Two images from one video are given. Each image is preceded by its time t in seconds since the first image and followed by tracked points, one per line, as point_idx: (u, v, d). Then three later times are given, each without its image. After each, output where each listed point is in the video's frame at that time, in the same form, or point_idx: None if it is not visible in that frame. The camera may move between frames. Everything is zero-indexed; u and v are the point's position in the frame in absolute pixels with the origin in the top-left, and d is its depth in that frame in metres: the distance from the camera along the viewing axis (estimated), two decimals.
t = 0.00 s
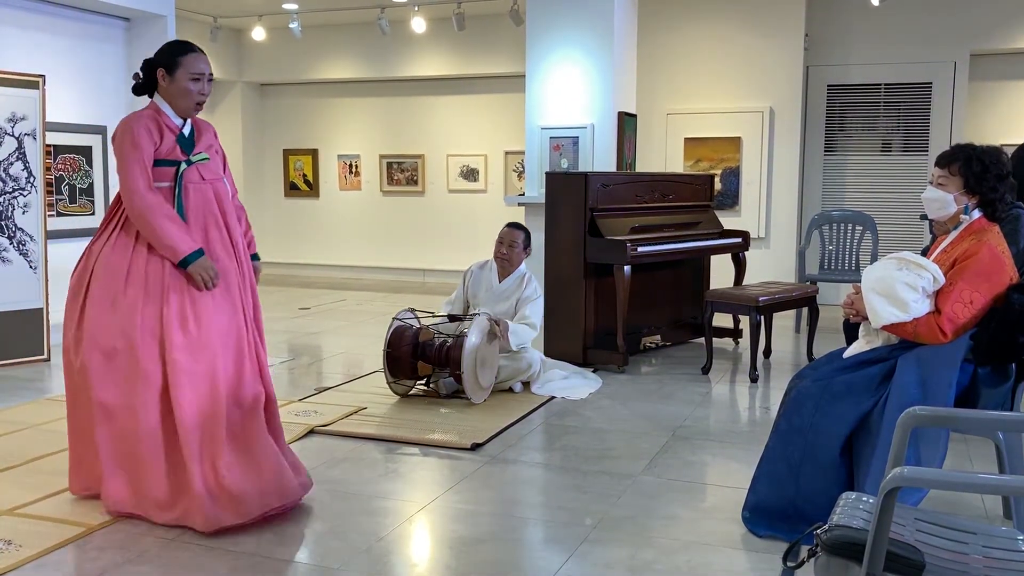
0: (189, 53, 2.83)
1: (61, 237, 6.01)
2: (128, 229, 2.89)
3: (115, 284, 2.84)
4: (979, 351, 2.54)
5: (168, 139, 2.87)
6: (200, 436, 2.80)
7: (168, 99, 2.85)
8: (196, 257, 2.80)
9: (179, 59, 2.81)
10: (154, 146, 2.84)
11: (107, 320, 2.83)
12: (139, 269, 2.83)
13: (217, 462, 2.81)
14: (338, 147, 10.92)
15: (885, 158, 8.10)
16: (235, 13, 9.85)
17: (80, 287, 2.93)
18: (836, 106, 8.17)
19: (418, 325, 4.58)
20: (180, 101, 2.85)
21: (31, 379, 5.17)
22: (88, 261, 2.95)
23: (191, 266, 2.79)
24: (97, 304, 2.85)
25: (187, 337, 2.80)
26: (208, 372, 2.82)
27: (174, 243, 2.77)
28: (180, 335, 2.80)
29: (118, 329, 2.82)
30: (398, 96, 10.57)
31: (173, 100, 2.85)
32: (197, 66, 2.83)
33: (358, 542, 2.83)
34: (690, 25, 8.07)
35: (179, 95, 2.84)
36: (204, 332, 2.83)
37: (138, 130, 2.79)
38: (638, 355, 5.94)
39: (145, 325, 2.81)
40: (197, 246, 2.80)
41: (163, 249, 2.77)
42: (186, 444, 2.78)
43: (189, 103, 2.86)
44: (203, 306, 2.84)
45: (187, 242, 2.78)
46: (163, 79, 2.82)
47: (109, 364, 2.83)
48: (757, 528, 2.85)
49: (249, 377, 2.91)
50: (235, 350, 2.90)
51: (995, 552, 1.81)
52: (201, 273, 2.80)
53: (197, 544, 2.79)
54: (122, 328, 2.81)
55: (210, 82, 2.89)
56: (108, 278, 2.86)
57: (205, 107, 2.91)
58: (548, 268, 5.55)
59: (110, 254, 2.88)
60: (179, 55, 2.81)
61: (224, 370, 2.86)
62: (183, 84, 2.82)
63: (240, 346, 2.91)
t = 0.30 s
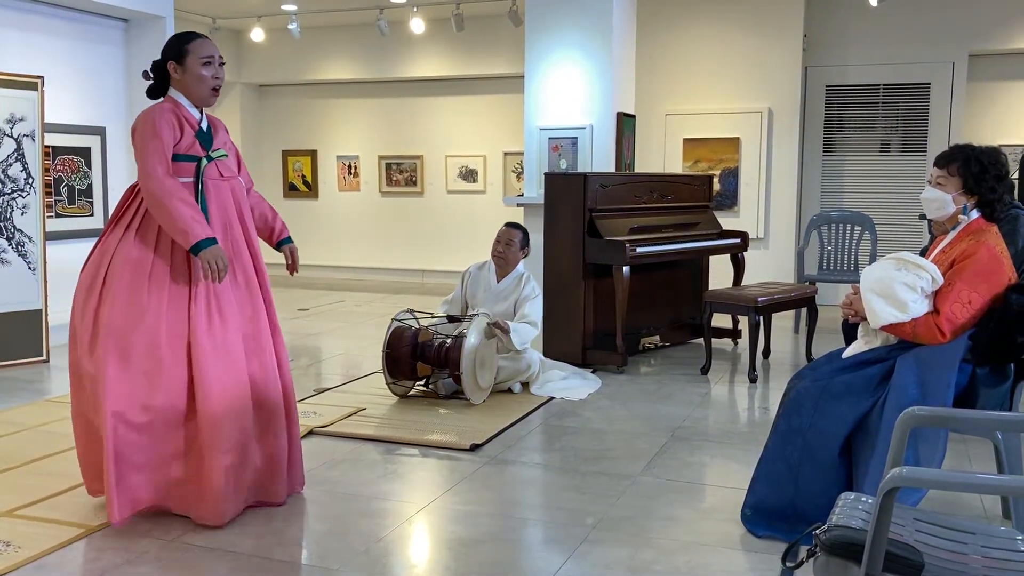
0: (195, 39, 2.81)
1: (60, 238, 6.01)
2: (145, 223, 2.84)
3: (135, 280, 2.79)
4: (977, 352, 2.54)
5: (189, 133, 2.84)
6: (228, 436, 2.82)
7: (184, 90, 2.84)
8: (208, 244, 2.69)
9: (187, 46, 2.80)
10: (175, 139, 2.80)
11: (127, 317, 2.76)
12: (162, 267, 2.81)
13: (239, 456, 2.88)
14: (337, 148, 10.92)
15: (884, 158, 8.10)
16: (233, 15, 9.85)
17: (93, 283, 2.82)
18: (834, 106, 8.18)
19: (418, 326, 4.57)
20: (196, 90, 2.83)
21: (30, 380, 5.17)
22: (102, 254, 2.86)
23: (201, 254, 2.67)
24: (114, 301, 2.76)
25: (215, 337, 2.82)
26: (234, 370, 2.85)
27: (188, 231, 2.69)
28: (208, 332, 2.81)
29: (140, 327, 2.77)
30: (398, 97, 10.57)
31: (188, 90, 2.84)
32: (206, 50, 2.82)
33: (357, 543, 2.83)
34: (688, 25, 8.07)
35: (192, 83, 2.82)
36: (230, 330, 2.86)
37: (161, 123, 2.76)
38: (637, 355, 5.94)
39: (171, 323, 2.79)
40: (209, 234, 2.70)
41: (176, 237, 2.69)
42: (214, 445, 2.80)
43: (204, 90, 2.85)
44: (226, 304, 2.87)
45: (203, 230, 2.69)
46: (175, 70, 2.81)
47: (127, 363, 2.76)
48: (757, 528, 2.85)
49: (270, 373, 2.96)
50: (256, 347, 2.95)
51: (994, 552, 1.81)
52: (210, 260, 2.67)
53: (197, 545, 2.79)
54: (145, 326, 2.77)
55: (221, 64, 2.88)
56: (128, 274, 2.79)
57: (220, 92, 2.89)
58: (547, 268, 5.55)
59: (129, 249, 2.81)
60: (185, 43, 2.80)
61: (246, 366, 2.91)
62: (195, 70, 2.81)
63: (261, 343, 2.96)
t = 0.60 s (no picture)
0: (198, 37, 2.79)
1: (58, 240, 6.01)
2: (149, 227, 2.78)
3: (140, 288, 2.72)
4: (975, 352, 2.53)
5: (196, 136, 2.81)
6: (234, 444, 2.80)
7: (191, 91, 2.81)
8: (208, 251, 2.63)
9: (190, 45, 2.78)
10: (182, 143, 2.77)
11: (132, 327, 2.70)
12: (170, 274, 2.76)
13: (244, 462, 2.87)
14: (335, 150, 10.92)
15: (882, 159, 8.11)
16: (231, 16, 9.84)
17: (94, 287, 2.75)
18: (833, 107, 8.19)
19: (416, 327, 4.57)
20: (204, 89, 2.81)
21: (27, 382, 5.15)
22: (104, 260, 2.78)
23: (201, 261, 2.62)
24: (118, 310, 2.70)
25: (221, 344, 2.80)
26: (239, 377, 2.83)
27: (190, 235, 2.64)
28: (213, 340, 2.78)
29: (145, 336, 2.71)
30: (396, 98, 10.57)
31: (196, 89, 2.81)
32: (210, 47, 2.80)
33: (356, 544, 2.83)
34: (686, 26, 8.07)
35: (199, 82, 2.80)
36: (235, 336, 2.84)
37: (168, 125, 2.73)
38: (636, 356, 5.94)
39: (177, 330, 2.75)
40: (210, 241, 2.65)
41: (177, 241, 2.64)
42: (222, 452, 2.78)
43: (212, 87, 2.82)
44: (232, 311, 2.84)
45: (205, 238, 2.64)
46: (180, 71, 2.78)
47: (131, 373, 2.70)
48: (755, 528, 2.85)
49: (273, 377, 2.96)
50: (258, 351, 2.94)
51: (993, 552, 1.81)
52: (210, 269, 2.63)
53: (195, 547, 2.78)
54: (150, 335, 2.71)
55: (225, 60, 2.86)
56: (131, 282, 2.72)
57: (227, 89, 2.87)
58: (545, 269, 5.55)
59: (134, 255, 2.74)
60: (189, 41, 2.78)
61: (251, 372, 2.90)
62: (201, 68, 2.78)
63: (262, 348, 2.95)
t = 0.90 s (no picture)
0: (196, 36, 2.76)
1: (55, 242, 6.00)
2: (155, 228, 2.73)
3: (151, 294, 2.68)
4: (973, 352, 2.53)
5: (201, 139, 2.77)
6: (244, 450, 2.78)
7: (193, 91, 2.77)
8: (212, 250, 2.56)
9: (189, 45, 2.74)
10: (188, 145, 2.73)
11: (144, 334, 2.67)
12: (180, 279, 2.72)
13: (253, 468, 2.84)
14: (332, 151, 10.92)
15: (880, 159, 8.12)
16: (228, 17, 9.84)
17: (103, 292, 2.71)
18: (830, 107, 8.20)
19: (414, 328, 4.57)
20: (207, 88, 2.78)
21: (25, 384, 5.14)
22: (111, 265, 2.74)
23: (202, 260, 2.54)
24: (130, 317, 2.66)
25: (229, 350, 2.77)
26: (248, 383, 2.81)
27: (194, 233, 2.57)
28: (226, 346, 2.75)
29: (158, 343, 2.68)
30: (393, 99, 10.57)
31: (197, 90, 2.77)
32: (209, 46, 2.76)
33: (354, 545, 2.83)
34: (684, 27, 8.08)
35: (200, 82, 2.76)
36: (243, 342, 2.81)
37: (174, 127, 2.68)
38: (634, 357, 5.94)
39: (187, 336, 2.71)
40: (213, 239, 2.57)
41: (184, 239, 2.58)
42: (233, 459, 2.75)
43: (213, 86, 2.79)
44: (240, 316, 2.81)
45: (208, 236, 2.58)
46: (180, 72, 2.74)
47: (142, 379, 2.66)
48: (753, 529, 2.86)
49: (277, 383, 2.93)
50: (264, 355, 2.91)
51: (990, 552, 1.81)
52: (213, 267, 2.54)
53: (193, 548, 2.79)
54: (163, 343, 2.68)
55: (224, 59, 2.82)
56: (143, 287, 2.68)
57: (229, 87, 2.83)
58: (543, 270, 5.55)
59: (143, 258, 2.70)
60: (187, 41, 2.74)
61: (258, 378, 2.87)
62: (201, 67, 2.75)
63: (268, 352, 2.92)
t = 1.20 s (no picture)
0: (195, 31, 2.73)
1: (52, 243, 6.00)
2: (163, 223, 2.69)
3: (165, 291, 2.65)
4: (969, 353, 2.53)
5: (207, 135, 2.75)
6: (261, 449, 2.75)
7: (196, 87, 2.76)
8: (210, 225, 2.49)
9: (188, 40, 2.71)
10: (193, 141, 2.71)
11: (162, 334, 2.63)
12: (193, 276, 2.68)
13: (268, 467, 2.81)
14: (330, 152, 10.91)
15: (877, 160, 8.12)
16: (225, 18, 9.83)
17: (113, 286, 2.67)
18: (827, 108, 8.21)
19: (411, 329, 4.57)
20: (210, 82, 2.76)
21: (22, 386, 5.14)
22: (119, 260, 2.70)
23: (201, 234, 2.47)
24: (145, 314, 2.62)
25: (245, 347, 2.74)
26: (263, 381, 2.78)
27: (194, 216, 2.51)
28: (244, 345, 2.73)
29: (176, 343, 2.64)
30: (390, 100, 10.57)
31: (200, 85, 2.75)
32: (209, 40, 2.74)
33: (352, 546, 2.83)
34: (681, 27, 8.08)
35: (202, 77, 2.74)
36: (257, 339, 2.79)
37: (181, 121, 2.67)
38: (632, 357, 5.94)
39: (202, 334, 2.67)
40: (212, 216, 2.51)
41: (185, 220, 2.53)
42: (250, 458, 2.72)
43: (216, 80, 2.77)
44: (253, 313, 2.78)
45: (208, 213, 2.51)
46: (184, 69, 2.72)
47: (158, 377, 2.63)
48: (750, 530, 2.86)
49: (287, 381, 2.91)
50: (274, 352, 2.88)
51: (987, 553, 1.81)
52: (214, 240, 2.47)
53: (190, 549, 2.79)
54: (178, 340, 2.64)
55: (225, 52, 2.80)
56: (159, 286, 2.65)
57: (231, 79, 2.83)
58: (541, 272, 5.55)
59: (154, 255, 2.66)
60: (186, 36, 2.71)
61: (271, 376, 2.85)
62: (204, 62, 2.72)
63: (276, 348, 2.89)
